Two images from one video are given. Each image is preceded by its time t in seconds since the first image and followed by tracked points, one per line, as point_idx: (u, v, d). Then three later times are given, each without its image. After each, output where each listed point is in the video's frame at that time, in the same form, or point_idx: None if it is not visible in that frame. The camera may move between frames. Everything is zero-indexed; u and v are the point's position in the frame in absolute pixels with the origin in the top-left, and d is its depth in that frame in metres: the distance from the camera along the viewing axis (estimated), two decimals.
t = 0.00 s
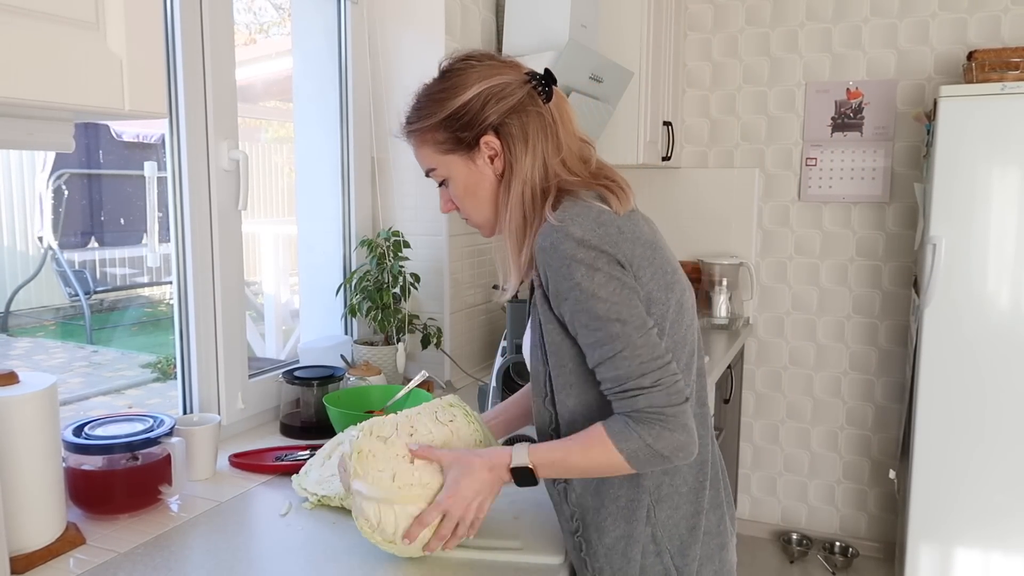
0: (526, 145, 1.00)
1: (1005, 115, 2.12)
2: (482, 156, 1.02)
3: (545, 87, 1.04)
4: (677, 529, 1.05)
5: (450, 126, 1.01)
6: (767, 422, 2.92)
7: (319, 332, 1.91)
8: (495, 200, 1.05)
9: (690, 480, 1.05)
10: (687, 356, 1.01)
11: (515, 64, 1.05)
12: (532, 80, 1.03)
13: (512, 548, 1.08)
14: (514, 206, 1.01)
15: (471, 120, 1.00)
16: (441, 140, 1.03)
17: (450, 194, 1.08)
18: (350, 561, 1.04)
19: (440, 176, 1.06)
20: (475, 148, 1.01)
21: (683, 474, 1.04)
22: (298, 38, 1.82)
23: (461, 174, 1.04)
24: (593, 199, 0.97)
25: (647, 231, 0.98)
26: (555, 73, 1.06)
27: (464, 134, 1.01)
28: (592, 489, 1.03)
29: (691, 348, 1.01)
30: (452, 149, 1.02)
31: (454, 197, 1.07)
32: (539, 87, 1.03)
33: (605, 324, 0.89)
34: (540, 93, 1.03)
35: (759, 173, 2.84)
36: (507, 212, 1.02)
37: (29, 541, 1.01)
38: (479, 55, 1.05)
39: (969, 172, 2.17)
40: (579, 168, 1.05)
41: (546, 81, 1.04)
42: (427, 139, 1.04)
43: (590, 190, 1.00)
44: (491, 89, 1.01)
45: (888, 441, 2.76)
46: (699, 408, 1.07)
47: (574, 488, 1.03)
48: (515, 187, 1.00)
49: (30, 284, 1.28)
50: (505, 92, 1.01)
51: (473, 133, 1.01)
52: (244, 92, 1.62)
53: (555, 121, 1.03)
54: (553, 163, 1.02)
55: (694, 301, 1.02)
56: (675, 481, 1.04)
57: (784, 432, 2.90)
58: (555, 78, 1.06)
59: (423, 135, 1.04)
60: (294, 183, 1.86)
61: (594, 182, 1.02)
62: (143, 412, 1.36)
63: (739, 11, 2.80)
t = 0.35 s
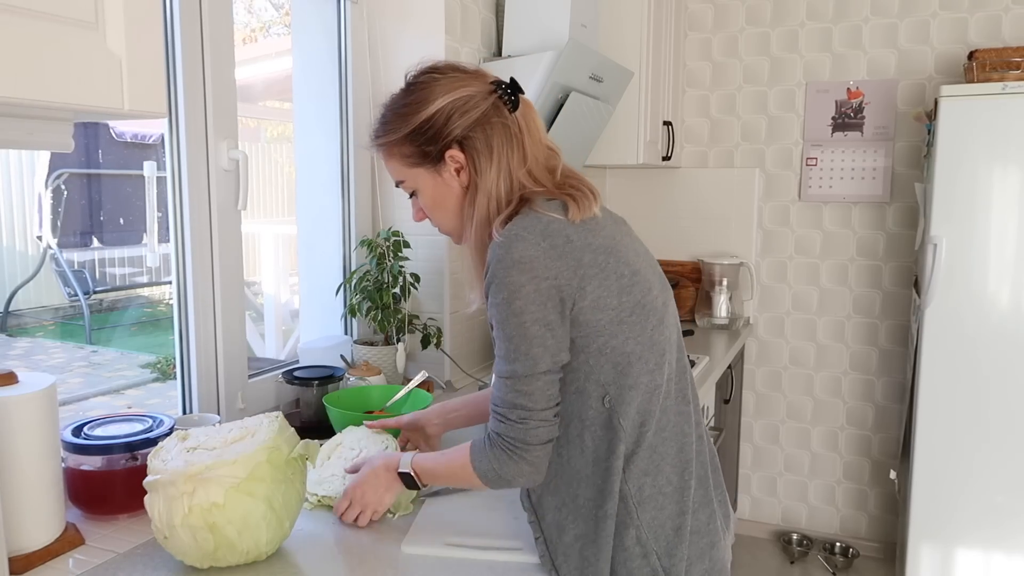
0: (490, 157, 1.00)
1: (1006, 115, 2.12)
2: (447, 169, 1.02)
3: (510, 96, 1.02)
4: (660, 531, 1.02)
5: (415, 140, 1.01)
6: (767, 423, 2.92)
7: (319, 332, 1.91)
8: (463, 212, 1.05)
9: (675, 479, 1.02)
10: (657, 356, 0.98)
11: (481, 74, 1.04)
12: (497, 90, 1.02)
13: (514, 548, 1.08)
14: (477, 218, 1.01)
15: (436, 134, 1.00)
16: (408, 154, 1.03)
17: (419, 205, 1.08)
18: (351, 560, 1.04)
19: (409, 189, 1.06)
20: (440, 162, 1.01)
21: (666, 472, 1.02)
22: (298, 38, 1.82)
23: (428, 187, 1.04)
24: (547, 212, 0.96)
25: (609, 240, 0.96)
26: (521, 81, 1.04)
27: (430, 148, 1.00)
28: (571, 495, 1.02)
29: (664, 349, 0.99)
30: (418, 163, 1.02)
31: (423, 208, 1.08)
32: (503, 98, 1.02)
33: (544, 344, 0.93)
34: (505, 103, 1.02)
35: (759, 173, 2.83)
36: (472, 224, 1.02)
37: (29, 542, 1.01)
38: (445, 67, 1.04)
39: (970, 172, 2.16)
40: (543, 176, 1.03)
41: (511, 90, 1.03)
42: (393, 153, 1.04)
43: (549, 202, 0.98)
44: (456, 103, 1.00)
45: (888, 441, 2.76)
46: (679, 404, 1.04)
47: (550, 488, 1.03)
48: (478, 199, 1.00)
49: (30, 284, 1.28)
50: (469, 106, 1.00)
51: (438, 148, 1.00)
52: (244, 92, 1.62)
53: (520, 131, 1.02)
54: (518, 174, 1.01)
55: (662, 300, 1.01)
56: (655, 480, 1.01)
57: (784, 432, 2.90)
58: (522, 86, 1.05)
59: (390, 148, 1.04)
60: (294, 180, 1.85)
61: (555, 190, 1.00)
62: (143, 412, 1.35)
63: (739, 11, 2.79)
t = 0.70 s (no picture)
0: (637, 150, 1.03)
1: (1006, 115, 2.12)
2: (595, 166, 1.03)
3: (632, 84, 1.06)
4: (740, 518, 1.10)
5: (561, 141, 1.02)
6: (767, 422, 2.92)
7: (319, 332, 1.91)
8: (607, 208, 1.07)
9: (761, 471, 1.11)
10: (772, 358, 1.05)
11: (600, 66, 1.06)
12: (622, 81, 1.05)
13: (515, 548, 1.08)
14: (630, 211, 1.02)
15: (583, 133, 1.01)
16: (551, 156, 1.03)
17: (556, 205, 1.09)
18: (351, 561, 1.04)
19: (549, 192, 1.07)
20: (587, 160, 1.03)
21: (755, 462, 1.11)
22: (298, 38, 1.83)
23: (574, 185, 1.05)
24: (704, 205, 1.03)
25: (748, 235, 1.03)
26: (637, 69, 1.09)
27: (577, 147, 1.02)
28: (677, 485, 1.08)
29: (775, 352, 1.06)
30: (565, 164, 1.03)
31: (561, 208, 1.08)
32: (631, 89, 1.06)
33: (734, 331, 0.95)
34: (630, 92, 1.05)
35: (759, 173, 2.83)
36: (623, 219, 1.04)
37: (29, 542, 1.01)
38: (567, 63, 1.06)
39: (969, 172, 2.17)
40: (676, 166, 1.08)
41: (631, 78, 1.06)
42: (534, 155, 1.04)
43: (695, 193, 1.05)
44: (597, 100, 1.02)
45: (888, 441, 2.76)
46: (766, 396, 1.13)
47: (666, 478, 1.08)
48: (632, 194, 1.02)
49: (30, 284, 1.28)
50: (608, 101, 1.02)
51: (588, 145, 1.02)
52: (244, 92, 1.62)
53: (649, 119, 1.07)
54: (657, 163, 1.05)
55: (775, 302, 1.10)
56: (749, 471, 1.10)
57: (784, 431, 2.90)
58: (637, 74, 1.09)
59: (530, 153, 1.04)
60: (294, 184, 1.87)
61: (690, 181, 1.07)
62: (143, 412, 1.35)
63: (739, 11, 2.80)
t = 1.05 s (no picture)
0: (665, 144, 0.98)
1: (1005, 115, 2.12)
2: (621, 148, 0.98)
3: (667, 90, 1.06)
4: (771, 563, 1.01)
5: (593, 110, 0.95)
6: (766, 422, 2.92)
7: (319, 332, 1.92)
8: (621, 198, 1.00)
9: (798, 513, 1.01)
10: (779, 386, 0.95)
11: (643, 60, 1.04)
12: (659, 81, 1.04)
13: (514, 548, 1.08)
14: (651, 200, 0.97)
15: (619, 106, 0.96)
16: (578, 124, 0.96)
17: (564, 185, 1.00)
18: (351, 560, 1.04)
19: (562, 164, 0.98)
20: (616, 139, 0.97)
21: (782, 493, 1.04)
22: (298, 38, 1.84)
23: (595, 164, 0.97)
24: (720, 215, 0.95)
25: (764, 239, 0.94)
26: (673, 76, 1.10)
27: (610, 120, 0.96)
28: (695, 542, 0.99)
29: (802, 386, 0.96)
30: (590, 135, 0.96)
31: (570, 188, 1.00)
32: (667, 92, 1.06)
33: (696, 368, 0.88)
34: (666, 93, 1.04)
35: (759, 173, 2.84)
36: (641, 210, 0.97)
37: (30, 542, 1.01)
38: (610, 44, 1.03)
39: (969, 172, 2.17)
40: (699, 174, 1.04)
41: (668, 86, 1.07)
42: (558, 120, 0.96)
43: (715, 202, 0.98)
44: (635, 81, 0.99)
45: (888, 441, 2.76)
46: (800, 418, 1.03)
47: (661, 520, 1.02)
48: (655, 183, 0.97)
49: (30, 284, 1.28)
50: (645, 87, 0.99)
51: (619, 121, 0.96)
52: (244, 92, 1.62)
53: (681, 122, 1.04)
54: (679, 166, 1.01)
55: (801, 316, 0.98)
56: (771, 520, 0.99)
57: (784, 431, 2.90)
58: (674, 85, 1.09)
59: (555, 115, 0.96)
60: (293, 181, 1.88)
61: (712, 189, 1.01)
62: (143, 412, 1.35)
63: (738, 11, 2.80)
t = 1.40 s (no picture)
0: (548, 143, 0.90)
1: (1005, 115, 2.12)
2: (510, 155, 0.94)
3: (583, 69, 0.90)
4: None
5: (477, 124, 0.95)
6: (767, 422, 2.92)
7: (319, 332, 1.91)
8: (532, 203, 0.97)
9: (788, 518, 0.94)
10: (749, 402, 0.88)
11: (555, 44, 0.93)
12: (565, 62, 0.90)
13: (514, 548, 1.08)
14: (536, 210, 0.91)
15: (494, 117, 0.93)
16: (475, 139, 0.97)
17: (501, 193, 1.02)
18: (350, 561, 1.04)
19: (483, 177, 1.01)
20: (501, 148, 0.94)
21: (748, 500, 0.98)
22: (298, 38, 1.84)
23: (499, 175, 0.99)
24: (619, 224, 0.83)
25: (726, 247, 0.88)
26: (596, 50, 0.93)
27: (489, 133, 0.94)
28: None
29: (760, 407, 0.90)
30: (484, 150, 0.97)
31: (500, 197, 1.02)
32: (578, 78, 0.91)
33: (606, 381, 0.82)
34: (574, 78, 0.90)
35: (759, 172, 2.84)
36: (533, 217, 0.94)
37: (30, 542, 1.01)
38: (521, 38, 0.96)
39: (969, 172, 2.17)
40: (616, 169, 0.91)
41: (586, 61, 0.91)
42: (462, 139, 0.99)
43: (617, 205, 0.87)
44: (510, 82, 0.91)
45: (887, 440, 2.76)
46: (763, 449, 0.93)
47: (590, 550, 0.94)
48: (538, 192, 0.91)
49: (30, 284, 1.30)
50: (524, 83, 0.90)
51: (496, 134, 0.93)
52: (244, 92, 1.62)
53: (591, 109, 0.90)
54: (583, 160, 0.90)
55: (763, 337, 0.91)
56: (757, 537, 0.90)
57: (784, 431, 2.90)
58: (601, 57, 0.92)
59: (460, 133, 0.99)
60: (293, 182, 1.89)
61: (627, 189, 0.88)
62: (143, 412, 1.35)
63: (738, 11, 2.80)
